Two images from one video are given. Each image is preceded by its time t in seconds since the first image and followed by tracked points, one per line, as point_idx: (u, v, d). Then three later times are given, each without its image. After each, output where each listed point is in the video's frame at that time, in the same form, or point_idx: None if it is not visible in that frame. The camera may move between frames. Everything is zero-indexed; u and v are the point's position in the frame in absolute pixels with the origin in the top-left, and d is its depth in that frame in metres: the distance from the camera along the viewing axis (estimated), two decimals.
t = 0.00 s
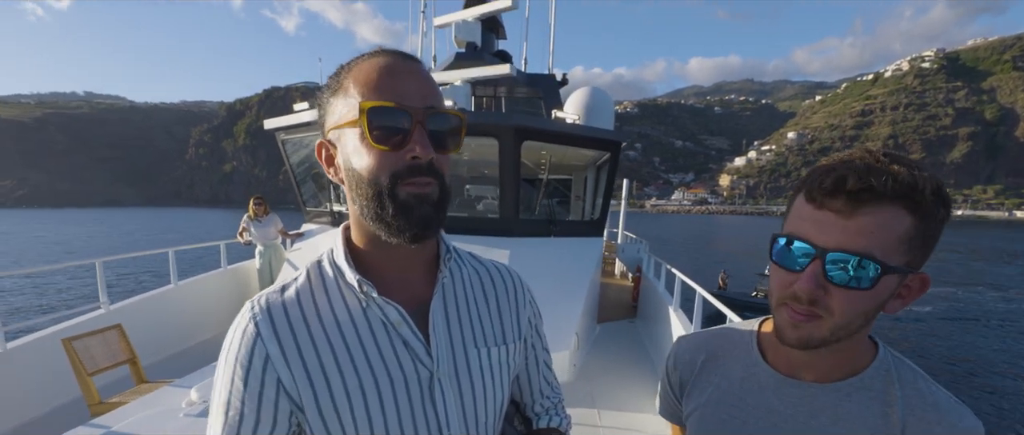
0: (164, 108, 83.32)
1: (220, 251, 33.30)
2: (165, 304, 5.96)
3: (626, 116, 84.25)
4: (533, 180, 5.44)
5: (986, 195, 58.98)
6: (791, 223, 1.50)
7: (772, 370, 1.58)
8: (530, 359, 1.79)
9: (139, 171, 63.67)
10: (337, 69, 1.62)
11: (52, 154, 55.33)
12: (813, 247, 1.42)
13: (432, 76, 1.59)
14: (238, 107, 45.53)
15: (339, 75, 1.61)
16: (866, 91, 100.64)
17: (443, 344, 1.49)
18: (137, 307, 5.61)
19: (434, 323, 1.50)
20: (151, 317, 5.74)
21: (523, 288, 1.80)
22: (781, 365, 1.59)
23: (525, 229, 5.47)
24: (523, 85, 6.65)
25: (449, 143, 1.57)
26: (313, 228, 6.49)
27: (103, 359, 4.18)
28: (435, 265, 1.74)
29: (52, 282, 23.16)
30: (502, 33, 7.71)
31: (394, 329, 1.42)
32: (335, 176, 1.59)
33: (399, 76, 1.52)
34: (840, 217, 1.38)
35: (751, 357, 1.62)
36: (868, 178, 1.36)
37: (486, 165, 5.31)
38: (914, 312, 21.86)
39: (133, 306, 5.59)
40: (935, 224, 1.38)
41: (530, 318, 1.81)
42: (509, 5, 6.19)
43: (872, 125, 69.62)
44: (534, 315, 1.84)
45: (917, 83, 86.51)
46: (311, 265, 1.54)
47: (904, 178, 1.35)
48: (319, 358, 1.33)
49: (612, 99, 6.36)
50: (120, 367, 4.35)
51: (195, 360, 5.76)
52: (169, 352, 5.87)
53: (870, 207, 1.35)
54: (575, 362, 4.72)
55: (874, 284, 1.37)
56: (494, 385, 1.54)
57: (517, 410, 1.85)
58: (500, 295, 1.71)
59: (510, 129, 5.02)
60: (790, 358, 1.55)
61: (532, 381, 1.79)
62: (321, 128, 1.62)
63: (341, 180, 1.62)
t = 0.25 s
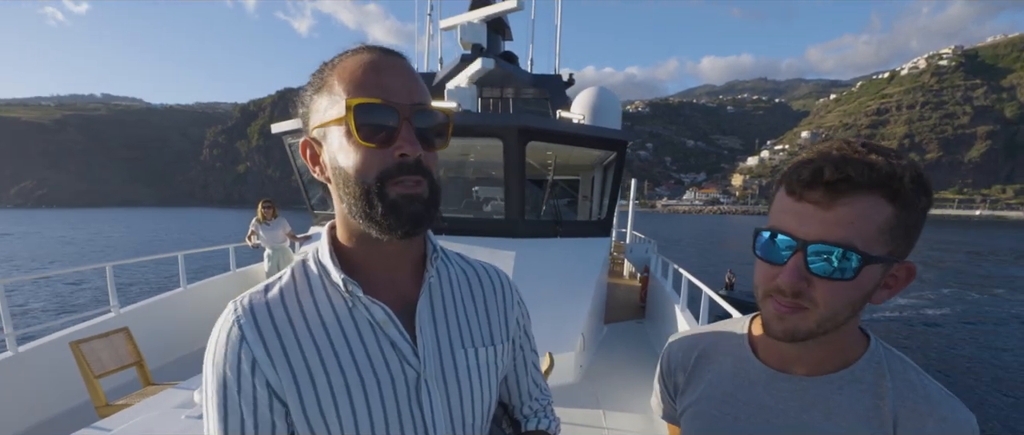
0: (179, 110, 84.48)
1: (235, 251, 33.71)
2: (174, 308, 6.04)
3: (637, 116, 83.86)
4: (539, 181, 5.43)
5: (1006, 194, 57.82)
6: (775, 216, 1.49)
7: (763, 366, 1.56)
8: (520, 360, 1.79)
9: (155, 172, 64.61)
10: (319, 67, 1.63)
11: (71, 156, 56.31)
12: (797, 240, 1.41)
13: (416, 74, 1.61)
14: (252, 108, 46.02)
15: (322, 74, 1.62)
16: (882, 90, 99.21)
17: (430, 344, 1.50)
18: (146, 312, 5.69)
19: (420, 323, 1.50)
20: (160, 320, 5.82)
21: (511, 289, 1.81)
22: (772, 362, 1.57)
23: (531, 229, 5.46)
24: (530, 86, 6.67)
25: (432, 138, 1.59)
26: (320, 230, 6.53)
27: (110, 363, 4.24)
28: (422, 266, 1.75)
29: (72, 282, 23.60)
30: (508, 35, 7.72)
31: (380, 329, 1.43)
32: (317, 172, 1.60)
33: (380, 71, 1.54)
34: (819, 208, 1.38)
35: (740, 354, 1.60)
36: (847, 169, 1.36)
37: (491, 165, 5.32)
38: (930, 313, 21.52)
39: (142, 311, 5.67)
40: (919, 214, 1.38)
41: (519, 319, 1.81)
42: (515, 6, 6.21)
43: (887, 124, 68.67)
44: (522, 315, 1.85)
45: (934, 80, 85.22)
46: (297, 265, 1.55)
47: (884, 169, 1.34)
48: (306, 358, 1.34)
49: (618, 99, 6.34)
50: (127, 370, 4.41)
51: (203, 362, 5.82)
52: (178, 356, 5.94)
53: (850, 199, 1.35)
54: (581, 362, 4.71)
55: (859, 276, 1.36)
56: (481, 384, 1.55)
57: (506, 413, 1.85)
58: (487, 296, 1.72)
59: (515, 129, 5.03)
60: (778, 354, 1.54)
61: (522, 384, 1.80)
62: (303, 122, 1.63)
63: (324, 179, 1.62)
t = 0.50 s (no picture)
0: (192, 112, 85.53)
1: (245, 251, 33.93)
2: (179, 311, 6.13)
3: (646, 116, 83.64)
4: (542, 180, 5.46)
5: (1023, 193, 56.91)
6: (752, 209, 1.52)
7: (744, 360, 1.59)
8: (501, 358, 1.83)
9: (167, 173, 65.21)
10: (297, 70, 1.65)
11: (86, 157, 57.18)
12: (772, 232, 1.44)
13: (393, 75, 1.63)
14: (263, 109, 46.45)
15: (300, 75, 1.63)
16: (896, 89, 98.05)
17: (408, 344, 1.54)
18: (151, 315, 5.78)
19: (398, 322, 1.54)
20: (165, 324, 5.91)
21: (494, 287, 1.85)
22: (752, 354, 1.61)
23: (534, 229, 5.48)
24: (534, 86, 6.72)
25: (410, 141, 1.62)
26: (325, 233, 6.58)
27: (114, 365, 4.32)
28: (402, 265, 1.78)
29: (84, 284, 23.86)
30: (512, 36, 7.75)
31: (357, 329, 1.47)
32: (297, 174, 1.62)
33: (359, 70, 1.56)
34: (793, 200, 1.40)
35: (723, 347, 1.64)
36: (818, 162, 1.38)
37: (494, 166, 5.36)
38: (946, 315, 21.16)
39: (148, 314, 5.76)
40: (889, 206, 1.40)
41: (500, 318, 1.85)
42: (517, 7, 6.26)
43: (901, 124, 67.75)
44: (504, 313, 1.89)
45: (949, 79, 84.01)
46: (276, 266, 1.58)
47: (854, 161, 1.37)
48: (285, 359, 1.38)
49: (622, 98, 6.35)
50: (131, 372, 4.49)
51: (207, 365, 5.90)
52: (184, 359, 6.03)
53: (822, 191, 1.37)
54: (585, 362, 4.68)
55: (831, 267, 1.39)
56: (462, 382, 1.60)
57: (491, 410, 1.90)
58: (469, 296, 1.76)
59: (517, 129, 5.07)
60: (760, 342, 1.58)
61: (503, 381, 1.84)
62: (283, 124, 1.66)
63: (303, 181, 1.63)
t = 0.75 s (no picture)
0: (208, 112, 86.67)
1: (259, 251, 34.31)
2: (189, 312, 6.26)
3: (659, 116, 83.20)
4: (548, 180, 5.49)
5: None
6: (726, 196, 1.59)
7: (723, 346, 1.69)
8: (487, 350, 1.91)
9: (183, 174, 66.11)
10: (279, 72, 1.69)
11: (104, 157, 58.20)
12: (742, 219, 1.53)
13: (374, 74, 1.68)
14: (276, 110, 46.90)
15: (282, 77, 1.68)
16: (914, 88, 96.39)
17: (390, 339, 1.63)
18: (162, 316, 5.91)
19: (381, 318, 1.63)
20: (175, 325, 6.04)
21: (478, 281, 1.92)
22: (731, 339, 1.71)
23: (540, 228, 5.50)
24: (542, 86, 6.76)
25: (393, 141, 1.68)
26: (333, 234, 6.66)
27: (124, 365, 4.43)
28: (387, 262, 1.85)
29: (102, 284, 24.28)
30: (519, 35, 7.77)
31: (340, 324, 1.57)
32: (281, 175, 1.68)
33: (343, 75, 1.62)
34: (762, 189, 1.49)
35: (704, 337, 1.75)
36: (783, 149, 1.47)
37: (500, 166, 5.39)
38: (964, 317, 20.81)
39: (158, 316, 5.89)
40: (856, 191, 1.47)
41: (486, 311, 1.93)
42: (522, 7, 6.30)
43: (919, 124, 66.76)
44: (490, 306, 1.97)
45: (969, 77, 82.45)
46: (264, 266, 1.67)
47: (817, 149, 1.44)
48: (271, 354, 1.50)
49: (629, 97, 6.35)
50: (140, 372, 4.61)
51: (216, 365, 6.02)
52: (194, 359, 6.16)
53: (787, 178, 1.46)
54: (593, 359, 4.65)
55: (799, 251, 1.47)
56: (446, 375, 1.68)
57: (480, 402, 1.99)
58: (453, 290, 1.83)
59: (521, 129, 5.10)
60: (738, 327, 1.68)
61: (490, 374, 1.92)
62: (267, 127, 1.72)
63: (288, 181, 1.69)
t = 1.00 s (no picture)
0: (224, 114, 87.77)
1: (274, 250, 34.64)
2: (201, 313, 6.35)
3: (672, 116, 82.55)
4: (557, 178, 5.49)
5: None
6: (707, 188, 1.68)
7: (709, 337, 1.77)
8: (487, 345, 1.92)
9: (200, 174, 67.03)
10: (276, 73, 1.74)
11: (123, 158, 59.19)
12: (723, 211, 1.61)
13: (367, 74, 1.72)
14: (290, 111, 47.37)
15: (279, 78, 1.73)
16: (935, 87, 94.73)
17: (389, 334, 1.64)
18: (174, 317, 6.01)
19: (380, 312, 1.66)
20: (187, 327, 6.12)
21: (478, 275, 1.92)
22: (717, 330, 1.79)
23: (549, 227, 5.52)
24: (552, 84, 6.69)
25: (388, 140, 1.70)
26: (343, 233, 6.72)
27: (137, 363, 4.52)
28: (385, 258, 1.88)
29: (121, 284, 24.69)
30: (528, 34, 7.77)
31: (338, 321, 1.60)
32: (279, 173, 1.73)
33: (340, 74, 1.66)
34: (742, 180, 1.59)
35: (693, 330, 1.83)
36: (761, 142, 1.55)
37: (508, 166, 5.41)
38: (986, 319, 20.35)
39: (171, 317, 5.97)
40: (835, 182, 1.54)
41: (486, 304, 1.95)
42: (530, 6, 6.33)
43: (939, 123, 65.56)
44: (490, 299, 1.98)
45: (992, 76, 80.78)
46: (266, 263, 1.72)
47: (794, 140, 1.53)
48: (273, 351, 1.54)
49: (640, 94, 6.30)
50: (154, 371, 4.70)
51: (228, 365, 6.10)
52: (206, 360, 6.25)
53: (765, 171, 1.55)
54: (603, 357, 4.60)
55: (777, 242, 1.55)
56: (445, 372, 1.69)
57: (482, 397, 2.01)
58: (452, 285, 1.83)
59: (527, 127, 5.10)
60: (724, 320, 1.76)
61: (491, 368, 1.94)
62: (265, 127, 1.77)
63: (286, 179, 1.74)
